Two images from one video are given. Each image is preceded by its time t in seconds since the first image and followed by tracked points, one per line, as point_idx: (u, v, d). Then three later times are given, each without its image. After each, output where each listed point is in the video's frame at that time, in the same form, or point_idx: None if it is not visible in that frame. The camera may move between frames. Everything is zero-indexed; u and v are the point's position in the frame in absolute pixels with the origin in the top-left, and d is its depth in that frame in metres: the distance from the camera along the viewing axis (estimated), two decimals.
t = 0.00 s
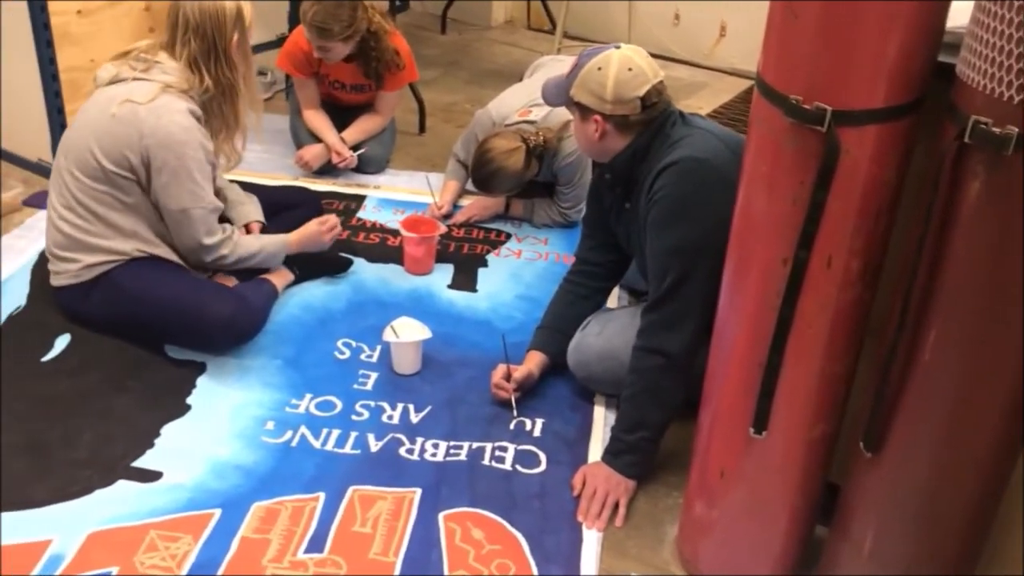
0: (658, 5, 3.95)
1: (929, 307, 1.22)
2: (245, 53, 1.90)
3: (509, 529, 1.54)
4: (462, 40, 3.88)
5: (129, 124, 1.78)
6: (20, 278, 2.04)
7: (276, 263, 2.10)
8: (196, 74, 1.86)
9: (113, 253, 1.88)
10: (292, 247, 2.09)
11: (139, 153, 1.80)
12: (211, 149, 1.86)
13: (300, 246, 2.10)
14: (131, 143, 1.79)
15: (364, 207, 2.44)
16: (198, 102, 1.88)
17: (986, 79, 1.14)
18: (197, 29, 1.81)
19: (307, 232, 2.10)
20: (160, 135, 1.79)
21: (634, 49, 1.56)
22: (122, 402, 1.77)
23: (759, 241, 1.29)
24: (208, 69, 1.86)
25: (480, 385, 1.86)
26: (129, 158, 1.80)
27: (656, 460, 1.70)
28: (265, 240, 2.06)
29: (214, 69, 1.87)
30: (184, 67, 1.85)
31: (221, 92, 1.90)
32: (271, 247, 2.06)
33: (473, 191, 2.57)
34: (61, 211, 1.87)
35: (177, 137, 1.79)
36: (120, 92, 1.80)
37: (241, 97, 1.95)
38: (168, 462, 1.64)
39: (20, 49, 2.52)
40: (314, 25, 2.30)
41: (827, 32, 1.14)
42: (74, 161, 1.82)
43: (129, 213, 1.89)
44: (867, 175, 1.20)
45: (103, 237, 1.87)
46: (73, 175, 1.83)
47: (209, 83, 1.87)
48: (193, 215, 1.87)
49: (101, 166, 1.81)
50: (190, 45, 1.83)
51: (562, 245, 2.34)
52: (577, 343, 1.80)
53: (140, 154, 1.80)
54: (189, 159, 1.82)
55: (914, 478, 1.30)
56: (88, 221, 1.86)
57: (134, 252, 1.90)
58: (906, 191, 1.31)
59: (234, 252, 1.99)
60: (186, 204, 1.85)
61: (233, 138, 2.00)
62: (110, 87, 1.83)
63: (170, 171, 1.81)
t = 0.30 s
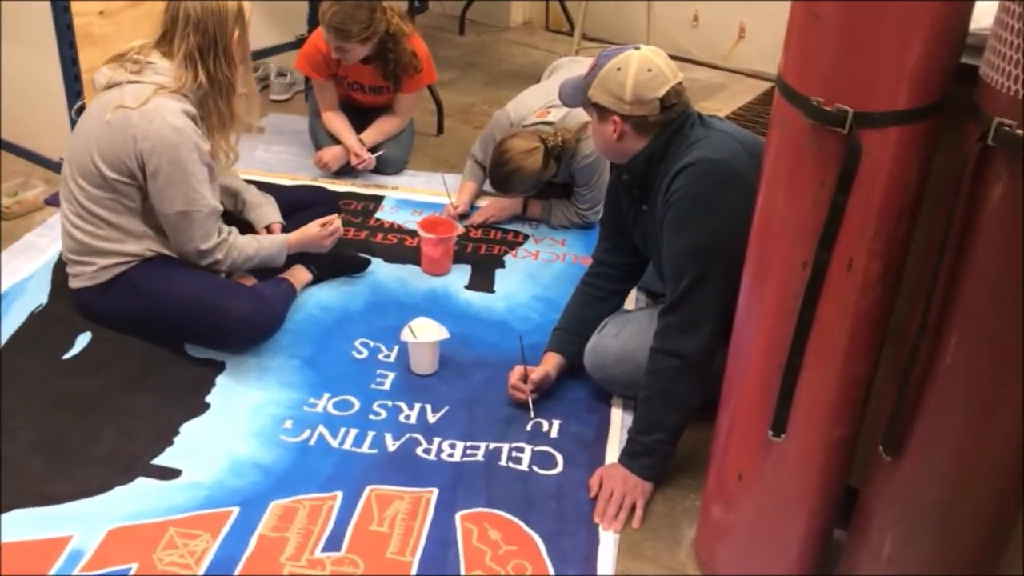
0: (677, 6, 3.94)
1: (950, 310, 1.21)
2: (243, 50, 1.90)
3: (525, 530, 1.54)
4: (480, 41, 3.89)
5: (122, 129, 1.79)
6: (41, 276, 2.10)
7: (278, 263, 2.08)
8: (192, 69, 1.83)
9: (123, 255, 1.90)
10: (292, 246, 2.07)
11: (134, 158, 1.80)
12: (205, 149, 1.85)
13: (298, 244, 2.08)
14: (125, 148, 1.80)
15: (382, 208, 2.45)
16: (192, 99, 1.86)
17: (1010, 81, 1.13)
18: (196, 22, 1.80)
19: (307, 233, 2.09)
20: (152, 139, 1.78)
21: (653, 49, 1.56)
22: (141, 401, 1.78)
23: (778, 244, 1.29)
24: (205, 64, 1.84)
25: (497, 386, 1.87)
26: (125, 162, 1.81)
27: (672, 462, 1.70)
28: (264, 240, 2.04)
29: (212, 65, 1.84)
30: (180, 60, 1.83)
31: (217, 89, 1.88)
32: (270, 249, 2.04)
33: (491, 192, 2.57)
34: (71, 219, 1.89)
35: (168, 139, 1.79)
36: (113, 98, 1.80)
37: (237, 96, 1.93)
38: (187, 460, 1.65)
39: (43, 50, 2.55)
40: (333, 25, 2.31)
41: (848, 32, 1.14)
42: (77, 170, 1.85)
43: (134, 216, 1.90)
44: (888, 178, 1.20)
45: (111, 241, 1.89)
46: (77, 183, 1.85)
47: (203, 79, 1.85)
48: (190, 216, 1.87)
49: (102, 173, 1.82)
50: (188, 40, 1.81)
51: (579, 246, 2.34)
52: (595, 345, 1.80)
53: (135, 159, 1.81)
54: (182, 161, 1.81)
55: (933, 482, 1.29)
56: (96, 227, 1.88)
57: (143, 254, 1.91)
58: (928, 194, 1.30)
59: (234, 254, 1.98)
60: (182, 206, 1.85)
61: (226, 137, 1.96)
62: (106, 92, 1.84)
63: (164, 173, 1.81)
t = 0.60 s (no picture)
0: (695, 6, 3.93)
1: (970, 312, 1.20)
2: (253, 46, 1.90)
3: (541, 529, 1.54)
4: (498, 40, 3.89)
5: (132, 131, 1.80)
6: (61, 271, 2.12)
7: (293, 260, 2.08)
8: (202, 65, 1.84)
9: (139, 254, 1.91)
10: (307, 243, 2.08)
11: (144, 158, 1.81)
12: (214, 145, 1.84)
13: (313, 240, 2.09)
14: (135, 148, 1.80)
15: (399, 206, 2.45)
16: (201, 95, 1.86)
17: None
18: (207, 18, 1.80)
19: (323, 232, 2.08)
20: (161, 138, 1.79)
21: (672, 49, 1.56)
22: (160, 397, 1.79)
23: (797, 245, 1.28)
24: (215, 59, 1.85)
25: (513, 385, 1.86)
26: (136, 163, 1.82)
27: (688, 463, 1.69)
28: (279, 237, 2.03)
29: (222, 60, 1.85)
30: (189, 54, 1.83)
31: (227, 84, 1.89)
32: (285, 247, 2.04)
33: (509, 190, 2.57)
34: (88, 221, 1.91)
35: (177, 138, 1.79)
36: (121, 100, 1.81)
37: (246, 92, 1.94)
38: (204, 456, 1.66)
39: (64, 48, 2.56)
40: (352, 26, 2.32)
41: (869, 31, 1.13)
42: (92, 173, 1.86)
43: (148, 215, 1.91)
44: (909, 179, 1.19)
45: (127, 240, 1.91)
46: (92, 185, 1.87)
47: (213, 73, 1.85)
48: (203, 214, 1.87)
49: (115, 174, 1.84)
50: (199, 34, 1.82)
51: (596, 246, 2.33)
52: (611, 344, 1.79)
53: (146, 159, 1.81)
54: (191, 159, 1.81)
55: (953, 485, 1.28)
56: (113, 228, 1.90)
57: (159, 253, 1.93)
58: (949, 195, 1.29)
59: (247, 252, 1.99)
60: (194, 204, 1.85)
61: (234, 134, 1.97)
62: (113, 93, 1.85)
63: (175, 172, 1.81)
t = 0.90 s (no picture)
0: (716, 6, 3.91)
1: (994, 314, 1.19)
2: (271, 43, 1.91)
3: (558, 528, 1.54)
4: (518, 38, 3.89)
5: (148, 127, 1.81)
6: (83, 267, 2.14)
7: (310, 256, 2.06)
8: (219, 60, 1.85)
9: (158, 250, 1.92)
10: (322, 240, 2.05)
11: (160, 153, 1.82)
12: (229, 140, 1.85)
13: (327, 238, 2.06)
14: (151, 144, 1.82)
15: (418, 204, 2.46)
16: (216, 90, 1.87)
17: None
18: (224, 14, 1.81)
19: (338, 229, 2.06)
20: (177, 134, 1.80)
21: (691, 46, 1.55)
22: (181, 391, 1.80)
23: (819, 245, 1.27)
24: (232, 53, 1.86)
25: (531, 384, 1.87)
26: (153, 159, 1.83)
27: (707, 463, 1.69)
28: (295, 233, 2.02)
29: (240, 55, 1.86)
30: (206, 49, 1.84)
31: (245, 80, 1.90)
32: (302, 243, 2.02)
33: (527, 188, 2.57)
34: (109, 218, 1.93)
35: (192, 133, 1.80)
36: (137, 96, 1.82)
37: (264, 87, 1.95)
38: (224, 450, 1.67)
39: (88, 46, 2.58)
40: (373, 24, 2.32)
41: (894, 30, 1.12)
42: (111, 170, 1.88)
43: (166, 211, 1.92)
44: (933, 180, 1.18)
45: (146, 237, 1.92)
46: (112, 182, 1.89)
47: (230, 68, 1.86)
48: (219, 209, 1.88)
49: (133, 171, 1.85)
50: (216, 29, 1.83)
51: (615, 245, 2.33)
52: (630, 344, 1.79)
53: (163, 155, 1.82)
54: (207, 154, 1.81)
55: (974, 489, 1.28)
56: (133, 225, 1.91)
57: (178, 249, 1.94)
58: (974, 196, 1.28)
59: (263, 248, 1.99)
60: (210, 199, 1.86)
61: (253, 129, 1.99)
62: (130, 90, 1.86)
63: (190, 167, 1.82)
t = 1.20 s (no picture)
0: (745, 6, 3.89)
1: None
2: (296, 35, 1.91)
3: (580, 527, 1.54)
4: (544, 36, 3.89)
5: (176, 118, 1.82)
6: (110, 260, 2.16)
7: (332, 250, 2.06)
8: (245, 52, 1.86)
9: (184, 243, 1.94)
10: (344, 236, 2.05)
11: (187, 145, 1.83)
12: (255, 132, 1.86)
13: (349, 233, 2.05)
14: (178, 136, 1.83)
15: (442, 202, 2.47)
16: (243, 82, 1.88)
17: None
18: (250, 7, 1.82)
19: (361, 227, 2.05)
20: (205, 125, 1.81)
21: (716, 44, 1.54)
22: (206, 385, 1.81)
23: (848, 247, 1.26)
24: (257, 46, 1.86)
25: (554, 382, 1.86)
26: (180, 150, 1.84)
27: (730, 464, 1.68)
28: (318, 228, 2.03)
29: (266, 47, 1.87)
30: (232, 42, 1.85)
31: (270, 72, 1.91)
32: (323, 238, 2.03)
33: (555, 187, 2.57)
34: (135, 211, 1.94)
35: (219, 124, 1.81)
36: (165, 88, 1.83)
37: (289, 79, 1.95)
38: (248, 443, 1.68)
39: (118, 40, 2.61)
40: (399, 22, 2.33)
41: (926, 30, 1.11)
42: (138, 163, 1.89)
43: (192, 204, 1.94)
44: (965, 182, 1.17)
45: (172, 230, 1.93)
46: (138, 175, 1.90)
47: (255, 60, 1.87)
48: (244, 201, 1.89)
49: (160, 163, 1.86)
50: (241, 22, 1.84)
51: (640, 244, 2.32)
52: (654, 344, 1.78)
53: (190, 146, 1.83)
54: (234, 145, 1.83)
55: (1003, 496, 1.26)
56: (159, 218, 1.93)
57: (203, 242, 1.95)
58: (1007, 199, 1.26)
59: (286, 242, 2.00)
60: (236, 190, 1.87)
61: (278, 122, 1.99)
62: (158, 83, 1.87)
63: (216, 158, 1.83)
